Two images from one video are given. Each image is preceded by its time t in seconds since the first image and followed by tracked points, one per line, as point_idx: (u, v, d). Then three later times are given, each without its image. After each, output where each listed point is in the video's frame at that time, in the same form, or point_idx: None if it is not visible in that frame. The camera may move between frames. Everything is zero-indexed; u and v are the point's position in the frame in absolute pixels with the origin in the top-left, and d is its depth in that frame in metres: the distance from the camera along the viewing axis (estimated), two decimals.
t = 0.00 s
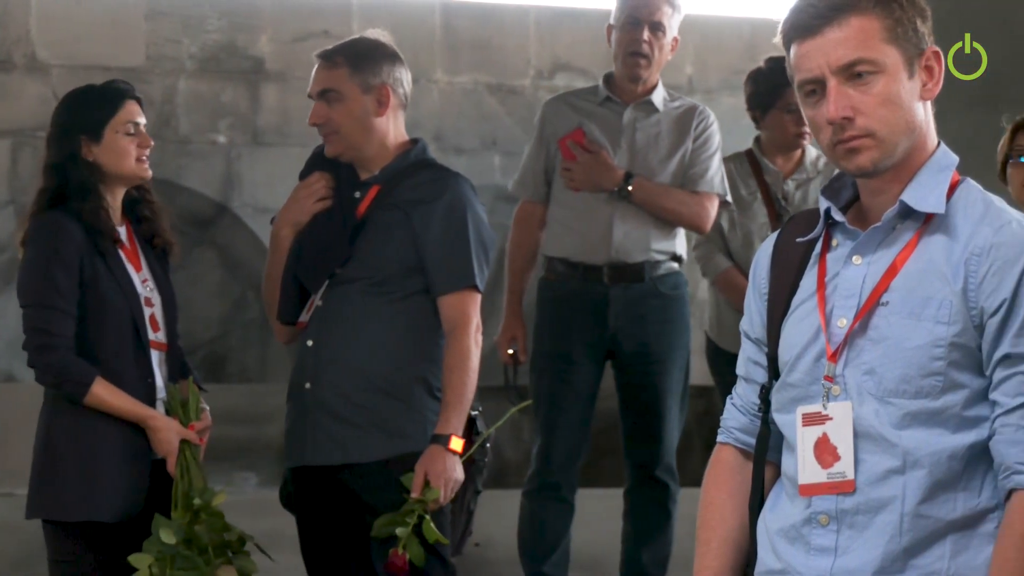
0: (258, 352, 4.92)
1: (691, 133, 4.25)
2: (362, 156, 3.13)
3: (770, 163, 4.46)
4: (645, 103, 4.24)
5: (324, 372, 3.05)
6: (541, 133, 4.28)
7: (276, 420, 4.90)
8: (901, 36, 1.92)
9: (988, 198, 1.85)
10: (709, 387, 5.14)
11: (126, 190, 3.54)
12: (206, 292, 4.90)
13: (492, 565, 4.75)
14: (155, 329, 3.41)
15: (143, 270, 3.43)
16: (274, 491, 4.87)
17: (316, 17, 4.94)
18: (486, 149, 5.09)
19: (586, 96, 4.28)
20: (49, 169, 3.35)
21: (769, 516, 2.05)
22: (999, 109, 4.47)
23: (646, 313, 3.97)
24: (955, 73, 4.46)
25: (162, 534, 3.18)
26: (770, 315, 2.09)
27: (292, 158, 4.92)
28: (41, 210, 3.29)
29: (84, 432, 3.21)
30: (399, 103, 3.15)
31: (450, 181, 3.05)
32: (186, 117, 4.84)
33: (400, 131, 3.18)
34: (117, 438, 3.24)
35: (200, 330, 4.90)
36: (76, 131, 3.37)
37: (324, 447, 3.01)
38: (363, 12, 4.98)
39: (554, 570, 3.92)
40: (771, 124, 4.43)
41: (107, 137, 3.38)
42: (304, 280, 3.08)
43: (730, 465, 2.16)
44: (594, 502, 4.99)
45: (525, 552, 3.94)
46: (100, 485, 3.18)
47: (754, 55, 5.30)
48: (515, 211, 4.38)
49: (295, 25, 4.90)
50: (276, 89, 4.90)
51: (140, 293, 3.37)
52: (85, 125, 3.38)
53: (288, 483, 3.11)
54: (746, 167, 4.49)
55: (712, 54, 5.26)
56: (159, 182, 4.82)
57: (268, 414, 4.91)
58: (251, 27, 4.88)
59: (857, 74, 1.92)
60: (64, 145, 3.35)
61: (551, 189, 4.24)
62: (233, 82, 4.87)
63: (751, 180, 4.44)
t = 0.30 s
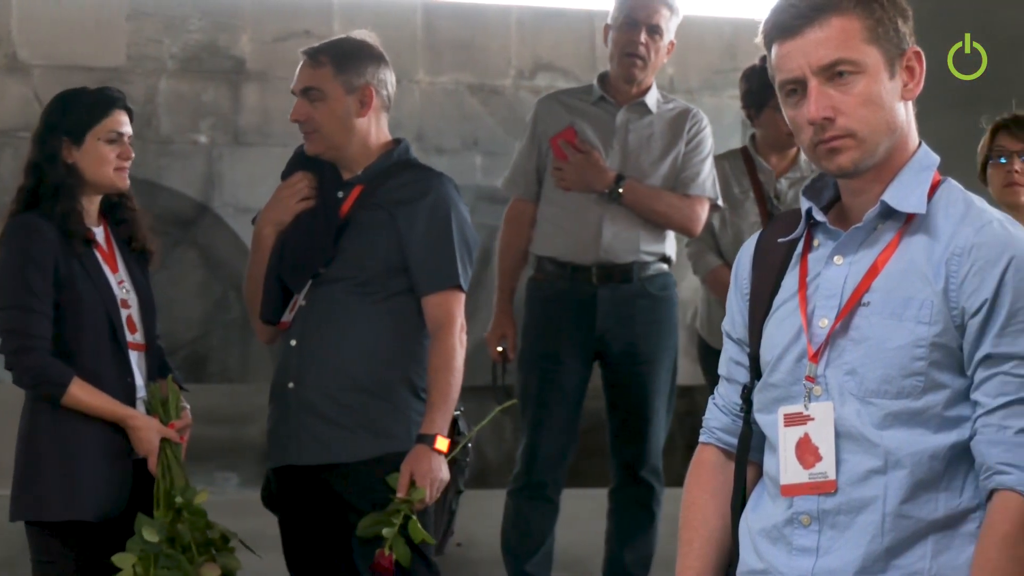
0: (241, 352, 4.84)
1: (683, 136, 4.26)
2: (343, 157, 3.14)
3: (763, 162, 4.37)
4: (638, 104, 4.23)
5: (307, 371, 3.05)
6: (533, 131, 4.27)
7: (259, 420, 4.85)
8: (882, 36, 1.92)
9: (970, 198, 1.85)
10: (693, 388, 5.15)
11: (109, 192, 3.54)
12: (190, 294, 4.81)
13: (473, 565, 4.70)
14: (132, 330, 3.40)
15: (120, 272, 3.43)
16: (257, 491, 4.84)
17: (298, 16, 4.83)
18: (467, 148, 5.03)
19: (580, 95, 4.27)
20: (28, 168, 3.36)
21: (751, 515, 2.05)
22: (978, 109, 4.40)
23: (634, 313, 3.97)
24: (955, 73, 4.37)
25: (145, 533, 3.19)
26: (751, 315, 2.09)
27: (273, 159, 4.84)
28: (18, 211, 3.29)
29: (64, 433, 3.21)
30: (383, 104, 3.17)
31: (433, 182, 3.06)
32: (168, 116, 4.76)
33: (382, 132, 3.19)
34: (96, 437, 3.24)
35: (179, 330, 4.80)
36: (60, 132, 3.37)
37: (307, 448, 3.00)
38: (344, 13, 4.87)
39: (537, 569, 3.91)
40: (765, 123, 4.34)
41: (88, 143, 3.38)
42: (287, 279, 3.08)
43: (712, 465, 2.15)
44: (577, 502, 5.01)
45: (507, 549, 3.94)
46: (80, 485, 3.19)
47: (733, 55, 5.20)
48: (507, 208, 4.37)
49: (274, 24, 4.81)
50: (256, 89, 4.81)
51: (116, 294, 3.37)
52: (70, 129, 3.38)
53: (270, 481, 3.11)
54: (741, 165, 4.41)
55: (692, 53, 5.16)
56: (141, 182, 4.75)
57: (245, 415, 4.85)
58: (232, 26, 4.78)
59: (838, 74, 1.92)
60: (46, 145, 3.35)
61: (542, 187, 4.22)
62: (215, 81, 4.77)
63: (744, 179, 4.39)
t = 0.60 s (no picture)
0: (222, 352, 4.49)
1: (673, 137, 4.26)
2: (326, 156, 3.16)
3: (756, 161, 4.35)
4: (629, 104, 4.23)
5: (287, 371, 3.06)
6: (524, 129, 4.27)
7: (238, 420, 4.48)
8: (865, 35, 1.92)
9: (949, 198, 1.85)
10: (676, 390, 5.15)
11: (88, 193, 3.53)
12: (169, 295, 4.45)
13: (453, 565, 4.56)
14: (113, 330, 3.42)
15: (101, 272, 3.45)
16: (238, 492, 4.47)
17: (279, 16, 4.53)
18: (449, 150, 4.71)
19: (571, 95, 4.28)
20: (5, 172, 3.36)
21: (732, 516, 2.05)
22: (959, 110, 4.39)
23: (621, 314, 3.97)
24: (955, 73, 4.36)
25: (130, 531, 3.17)
26: (731, 315, 2.09)
27: (254, 160, 4.52)
28: None
29: (47, 433, 3.23)
30: (364, 104, 3.19)
31: (414, 182, 3.09)
32: (148, 116, 4.45)
33: (364, 132, 3.21)
34: (78, 437, 3.26)
35: (159, 330, 4.45)
36: (37, 132, 3.38)
37: (289, 449, 3.01)
38: (326, 12, 4.57)
39: (518, 569, 3.91)
40: (757, 121, 4.28)
41: (65, 143, 3.39)
42: (267, 277, 3.08)
43: (693, 464, 2.15)
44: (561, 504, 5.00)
45: (490, 548, 3.93)
46: (63, 485, 3.20)
47: (715, 56, 4.88)
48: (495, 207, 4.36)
49: (255, 24, 4.50)
50: (238, 89, 4.50)
51: (97, 295, 3.38)
52: (46, 129, 3.39)
53: (249, 481, 3.11)
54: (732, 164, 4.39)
55: (676, 53, 4.82)
56: (119, 183, 4.42)
57: (225, 413, 4.48)
58: (212, 26, 4.48)
59: (819, 70, 1.92)
60: (23, 146, 3.37)
61: (531, 185, 4.23)
62: (196, 82, 4.47)
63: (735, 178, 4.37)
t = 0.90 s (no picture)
0: (199, 353, 4.48)
1: (658, 136, 4.27)
2: (302, 158, 3.16)
3: (737, 160, 4.37)
4: (613, 104, 4.24)
5: (263, 371, 3.06)
6: (507, 127, 4.25)
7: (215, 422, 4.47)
8: (842, 35, 1.92)
9: (926, 197, 1.84)
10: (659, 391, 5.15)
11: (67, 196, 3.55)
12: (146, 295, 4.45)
13: (433, 565, 4.53)
14: (93, 331, 3.45)
15: (80, 274, 3.47)
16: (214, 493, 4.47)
17: (258, 17, 4.54)
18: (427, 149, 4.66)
19: (555, 94, 4.27)
20: None
21: (709, 516, 2.02)
22: (938, 110, 4.50)
23: (605, 315, 3.98)
24: (955, 73, 4.47)
25: (110, 531, 3.21)
26: (708, 315, 2.09)
27: (231, 161, 4.51)
28: None
29: (28, 434, 3.24)
30: (337, 105, 3.19)
31: (391, 182, 3.10)
32: (125, 117, 4.44)
33: (338, 133, 3.21)
34: (59, 438, 3.28)
35: (138, 330, 4.44)
36: (18, 134, 3.41)
37: (267, 451, 3.02)
38: (305, 12, 4.55)
39: (499, 569, 3.89)
40: (739, 122, 4.27)
41: (46, 145, 3.42)
42: (244, 279, 3.09)
43: (670, 464, 2.13)
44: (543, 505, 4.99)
45: (470, 548, 3.92)
46: (44, 486, 3.23)
47: (692, 55, 4.77)
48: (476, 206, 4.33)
49: (232, 23, 4.50)
50: (216, 89, 4.49)
51: (77, 296, 3.41)
52: (26, 131, 3.43)
53: (226, 481, 3.13)
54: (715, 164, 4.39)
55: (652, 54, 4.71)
56: (97, 183, 4.41)
57: (205, 416, 4.47)
58: (190, 27, 4.47)
59: (796, 69, 1.92)
60: (4, 147, 3.40)
61: (514, 183, 4.21)
62: (173, 82, 4.46)
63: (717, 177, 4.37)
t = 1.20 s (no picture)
0: (176, 355, 4.33)
1: (639, 138, 4.28)
2: (275, 161, 3.17)
3: (717, 160, 4.28)
4: (595, 105, 4.25)
5: (237, 374, 3.06)
6: (487, 127, 4.28)
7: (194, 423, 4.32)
8: (819, 35, 1.86)
9: (902, 198, 1.83)
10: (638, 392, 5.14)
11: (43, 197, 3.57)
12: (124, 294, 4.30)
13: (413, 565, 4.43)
14: (71, 333, 3.48)
15: (58, 274, 3.51)
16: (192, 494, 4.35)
17: (235, 17, 4.37)
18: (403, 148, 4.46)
19: (536, 94, 4.28)
20: None
21: (686, 515, 2.00)
22: (913, 111, 4.46)
23: (584, 315, 4.00)
24: (956, 73, 4.44)
25: (86, 531, 3.11)
26: (685, 314, 2.05)
27: (207, 161, 4.35)
28: None
29: (7, 436, 3.26)
30: (307, 106, 3.19)
31: (364, 182, 3.11)
32: (103, 117, 4.28)
33: (311, 132, 3.22)
34: (37, 439, 3.29)
35: (116, 330, 4.30)
36: (5, 136, 3.44)
37: (243, 451, 3.03)
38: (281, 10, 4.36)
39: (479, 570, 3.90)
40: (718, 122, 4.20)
41: (33, 147, 3.45)
42: (220, 281, 3.09)
43: (646, 464, 2.11)
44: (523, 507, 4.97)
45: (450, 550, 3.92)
46: (22, 486, 3.25)
47: (671, 55, 4.64)
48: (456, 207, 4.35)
49: (210, 23, 4.34)
50: (193, 89, 4.34)
51: (56, 297, 3.45)
52: (13, 132, 3.45)
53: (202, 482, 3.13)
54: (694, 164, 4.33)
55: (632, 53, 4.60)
56: (75, 185, 4.26)
57: (185, 417, 4.32)
58: (167, 27, 4.32)
59: (773, 70, 1.86)
60: None
61: (495, 184, 4.23)
62: (150, 83, 4.30)
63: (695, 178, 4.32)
